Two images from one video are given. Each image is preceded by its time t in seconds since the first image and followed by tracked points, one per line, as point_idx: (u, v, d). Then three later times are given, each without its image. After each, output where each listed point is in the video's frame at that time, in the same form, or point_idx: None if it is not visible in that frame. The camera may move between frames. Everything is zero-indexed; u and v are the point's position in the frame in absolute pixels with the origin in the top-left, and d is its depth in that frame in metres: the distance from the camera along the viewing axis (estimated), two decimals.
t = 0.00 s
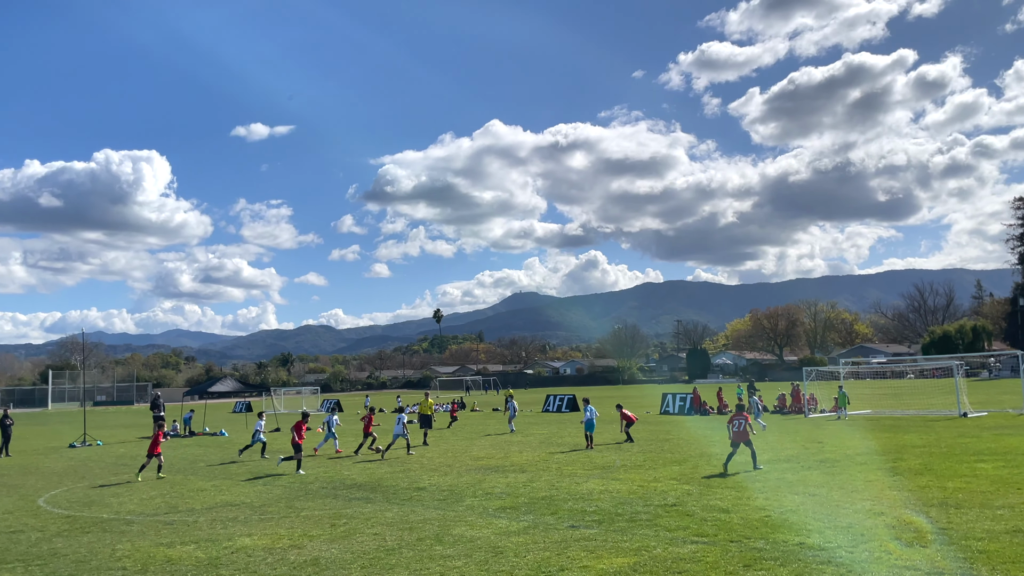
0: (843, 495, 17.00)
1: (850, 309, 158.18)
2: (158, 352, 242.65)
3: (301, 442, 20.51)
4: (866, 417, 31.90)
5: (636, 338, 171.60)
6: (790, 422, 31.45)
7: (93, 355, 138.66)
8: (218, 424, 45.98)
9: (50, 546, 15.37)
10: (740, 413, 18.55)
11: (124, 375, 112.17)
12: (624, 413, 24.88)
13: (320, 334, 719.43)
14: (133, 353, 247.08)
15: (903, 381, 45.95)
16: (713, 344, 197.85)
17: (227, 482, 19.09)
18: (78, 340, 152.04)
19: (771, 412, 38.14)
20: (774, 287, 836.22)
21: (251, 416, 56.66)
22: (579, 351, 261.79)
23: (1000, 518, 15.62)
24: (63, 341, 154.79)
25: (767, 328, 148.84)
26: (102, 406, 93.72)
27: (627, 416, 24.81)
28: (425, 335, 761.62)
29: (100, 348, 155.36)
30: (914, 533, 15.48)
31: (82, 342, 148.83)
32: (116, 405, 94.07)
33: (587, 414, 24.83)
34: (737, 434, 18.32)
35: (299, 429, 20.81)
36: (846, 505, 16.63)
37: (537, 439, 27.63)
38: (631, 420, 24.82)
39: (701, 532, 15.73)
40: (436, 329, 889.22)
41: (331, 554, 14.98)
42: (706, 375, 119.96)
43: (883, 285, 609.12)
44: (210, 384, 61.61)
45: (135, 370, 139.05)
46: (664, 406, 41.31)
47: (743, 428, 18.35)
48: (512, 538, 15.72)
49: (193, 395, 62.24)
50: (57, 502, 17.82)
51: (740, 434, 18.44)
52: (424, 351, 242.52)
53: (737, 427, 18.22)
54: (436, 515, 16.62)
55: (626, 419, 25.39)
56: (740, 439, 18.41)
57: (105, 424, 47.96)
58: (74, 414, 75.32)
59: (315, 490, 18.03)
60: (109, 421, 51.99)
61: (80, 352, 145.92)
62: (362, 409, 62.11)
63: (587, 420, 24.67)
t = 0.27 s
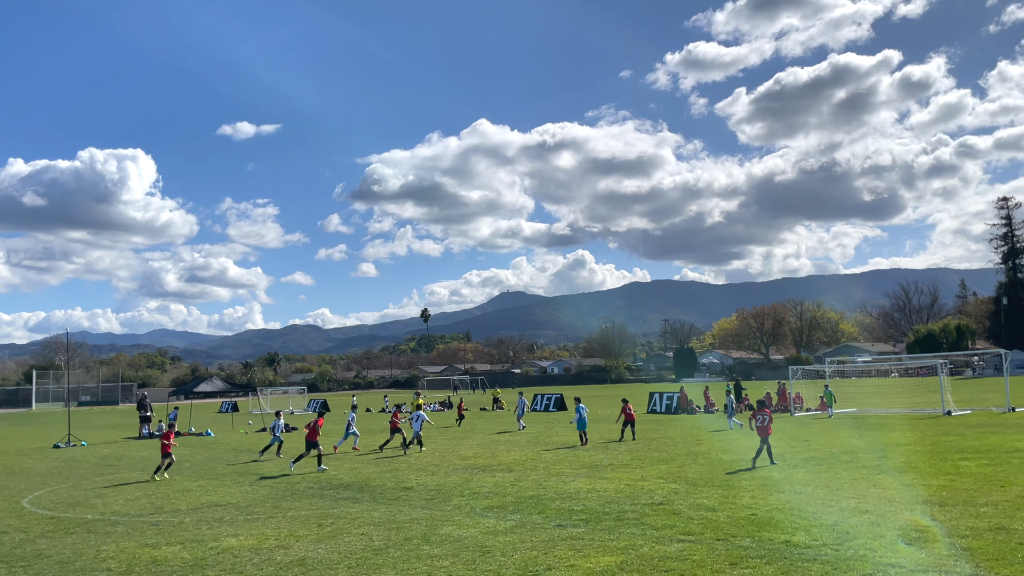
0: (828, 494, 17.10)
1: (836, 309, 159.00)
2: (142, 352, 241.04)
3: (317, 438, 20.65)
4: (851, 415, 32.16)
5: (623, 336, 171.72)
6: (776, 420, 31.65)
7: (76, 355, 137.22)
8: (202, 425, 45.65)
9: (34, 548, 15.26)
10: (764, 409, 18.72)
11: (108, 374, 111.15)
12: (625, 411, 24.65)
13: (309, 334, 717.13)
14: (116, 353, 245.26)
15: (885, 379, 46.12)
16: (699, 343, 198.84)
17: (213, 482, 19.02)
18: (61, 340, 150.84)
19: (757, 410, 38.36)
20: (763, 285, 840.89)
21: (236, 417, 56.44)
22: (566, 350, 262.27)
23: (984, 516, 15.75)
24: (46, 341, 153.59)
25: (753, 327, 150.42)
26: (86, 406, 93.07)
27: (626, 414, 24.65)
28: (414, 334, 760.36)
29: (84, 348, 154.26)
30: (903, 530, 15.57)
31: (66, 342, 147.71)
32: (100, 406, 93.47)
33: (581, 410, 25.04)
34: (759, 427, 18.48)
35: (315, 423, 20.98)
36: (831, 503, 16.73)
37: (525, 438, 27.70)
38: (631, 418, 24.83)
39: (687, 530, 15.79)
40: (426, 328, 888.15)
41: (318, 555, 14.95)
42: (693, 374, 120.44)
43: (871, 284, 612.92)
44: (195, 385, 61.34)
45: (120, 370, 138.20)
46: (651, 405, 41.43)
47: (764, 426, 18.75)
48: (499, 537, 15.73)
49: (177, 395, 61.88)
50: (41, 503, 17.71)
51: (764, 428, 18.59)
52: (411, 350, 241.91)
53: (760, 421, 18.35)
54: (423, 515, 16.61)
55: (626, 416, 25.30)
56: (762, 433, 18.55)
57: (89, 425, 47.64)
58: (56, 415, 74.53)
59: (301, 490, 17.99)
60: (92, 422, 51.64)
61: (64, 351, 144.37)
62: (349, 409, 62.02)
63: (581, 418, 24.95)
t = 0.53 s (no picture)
0: (816, 492, 17.18)
1: (824, 308, 159.73)
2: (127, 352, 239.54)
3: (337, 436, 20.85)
4: (839, 414, 32.37)
5: (611, 336, 171.75)
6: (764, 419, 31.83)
7: (63, 355, 136.24)
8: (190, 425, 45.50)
9: (19, 549, 15.16)
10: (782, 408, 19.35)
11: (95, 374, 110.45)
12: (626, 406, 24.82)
13: (300, 334, 715.09)
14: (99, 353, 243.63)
15: (872, 376, 46.28)
16: (688, 342, 199.37)
17: (200, 482, 18.95)
18: (46, 340, 149.84)
19: (745, 409, 38.55)
20: (754, 285, 843.79)
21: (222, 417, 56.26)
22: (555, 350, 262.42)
23: (969, 514, 15.86)
24: (31, 341, 152.53)
25: (741, 327, 152.35)
26: (72, 406, 92.48)
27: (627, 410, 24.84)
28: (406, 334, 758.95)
29: (70, 348, 153.28)
30: (892, 528, 15.64)
31: (51, 342, 146.74)
32: (87, 406, 92.90)
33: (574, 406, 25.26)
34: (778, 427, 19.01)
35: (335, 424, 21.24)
36: (818, 502, 16.80)
37: (514, 437, 27.75)
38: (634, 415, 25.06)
39: (675, 529, 15.83)
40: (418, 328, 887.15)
41: (306, 555, 14.92)
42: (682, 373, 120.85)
43: (861, 284, 616.13)
44: (182, 385, 61.08)
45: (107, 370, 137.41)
46: (640, 404, 41.57)
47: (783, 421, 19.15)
48: (488, 537, 15.72)
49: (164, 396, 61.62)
50: (27, 503, 17.62)
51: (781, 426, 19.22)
52: (401, 350, 241.45)
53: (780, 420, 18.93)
54: (412, 515, 16.59)
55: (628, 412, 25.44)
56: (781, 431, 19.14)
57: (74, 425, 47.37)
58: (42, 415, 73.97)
59: (289, 490, 17.94)
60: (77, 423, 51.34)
61: (50, 351, 143.24)
62: (337, 409, 61.91)
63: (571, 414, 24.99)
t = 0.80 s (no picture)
0: (805, 491, 17.25)
1: (813, 308, 160.06)
2: (114, 352, 238.34)
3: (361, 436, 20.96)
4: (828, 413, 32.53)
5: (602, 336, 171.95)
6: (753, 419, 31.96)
7: (51, 355, 135.39)
8: (179, 425, 45.32)
9: (7, 550, 15.07)
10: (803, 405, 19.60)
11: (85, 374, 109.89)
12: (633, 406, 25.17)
13: (292, 334, 713.30)
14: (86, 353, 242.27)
15: (861, 376, 46.48)
16: (678, 340, 199.87)
17: (190, 482, 18.89)
18: (34, 340, 148.95)
19: (735, 409, 38.68)
20: (746, 284, 846.19)
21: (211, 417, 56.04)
22: (546, 349, 262.57)
23: (957, 512, 15.96)
24: (19, 341, 151.62)
25: (731, 326, 152.78)
26: (60, 407, 91.95)
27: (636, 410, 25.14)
28: (398, 332, 757.49)
29: (57, 347, 152.44)
30: (881, 526, 15.74)
31: (39, 342, 145.89)
32: (75, 406, 92.38)
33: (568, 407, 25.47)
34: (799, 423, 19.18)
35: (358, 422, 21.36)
36: (808, 501, 16.86)
37: (506, 437, 27.77)
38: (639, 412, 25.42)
39: (666, 528, 15.86)
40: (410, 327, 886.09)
41: (296, 555, 14.89)
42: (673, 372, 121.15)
43: (851, 283, 618.79)
44: (170, 385, 60.85)
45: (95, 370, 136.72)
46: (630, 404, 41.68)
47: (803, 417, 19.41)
48: (478, 537, 15.74)
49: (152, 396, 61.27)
50: (15, 504, 17.52)
51: (802, 422, 19.43)
52: (392, 349, 241.09)
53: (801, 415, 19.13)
54: (403, 515, 16.59)
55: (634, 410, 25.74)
56: (802, 427, 19.32)
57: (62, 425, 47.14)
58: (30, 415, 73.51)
59: (279, 490, 17.90)
60: (64, 423, 51.09)
61: (39, 352, 142.40)
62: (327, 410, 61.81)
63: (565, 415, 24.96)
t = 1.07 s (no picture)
0: (795, 491, 17.30)
1: (805, 308, 160.41)
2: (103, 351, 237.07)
3: (385, 432, 21.19)
4: (819, 412, 32.62)
5: (594, 335, 172.04)
6: (745, 418, 32.01)
7: (41, 355, 134.62)
8: (168, 424, 45.09)
9: None
10: (816, 402, 20.26)
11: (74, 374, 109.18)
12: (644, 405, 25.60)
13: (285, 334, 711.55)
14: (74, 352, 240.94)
15: (852, 376, 46.64)
16: (670, 340, 200.09)
17: (180, 482, 18.85)
18: (23, 340, 148.02)
19: (727, 408, 38.78)
20: (739, 284, 848.15)
21: (200, 416, 55.79)
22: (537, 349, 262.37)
23: (946, 511, 16.06)
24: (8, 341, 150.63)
25: (723, 326, 152.89)
26: (50, 407, 91.35)
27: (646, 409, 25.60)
28: (392, 332, 756.81)
29: (47, 347, 151.56)
30: (869, 526, 15.81)
31: (29, 341, 145.01)
32: (65, 406, 91.85)
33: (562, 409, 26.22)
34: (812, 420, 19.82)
35: (381, 418, 21.68)
36: (798, 500, 16.92)
37: (498, 436, 27.76)
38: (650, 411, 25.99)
39: (657, 528, 15.89)
40: (403, 328, 886.86)
41: (287, 555, 14.85)
42: (663, 371, 121.35)
43: (844, 284, 621.16)
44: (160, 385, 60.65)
45: (85, 370, 136.04)
46: (621, 403, 41.76)
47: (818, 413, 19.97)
48: (470, 536, 15.73)
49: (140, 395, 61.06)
50: (4, 504, 17.45)
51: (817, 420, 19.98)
52: (383, 349, 240.45)
53: (814, 413, 19.74)
54: (394, 514, 16.59)
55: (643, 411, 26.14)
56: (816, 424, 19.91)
57: (50, 425, 46.82)
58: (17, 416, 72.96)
59: (270, 490, 17.86)
60: (52, 422, 50.83)
61: (27, 351, 141.48)
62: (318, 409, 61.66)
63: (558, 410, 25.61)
